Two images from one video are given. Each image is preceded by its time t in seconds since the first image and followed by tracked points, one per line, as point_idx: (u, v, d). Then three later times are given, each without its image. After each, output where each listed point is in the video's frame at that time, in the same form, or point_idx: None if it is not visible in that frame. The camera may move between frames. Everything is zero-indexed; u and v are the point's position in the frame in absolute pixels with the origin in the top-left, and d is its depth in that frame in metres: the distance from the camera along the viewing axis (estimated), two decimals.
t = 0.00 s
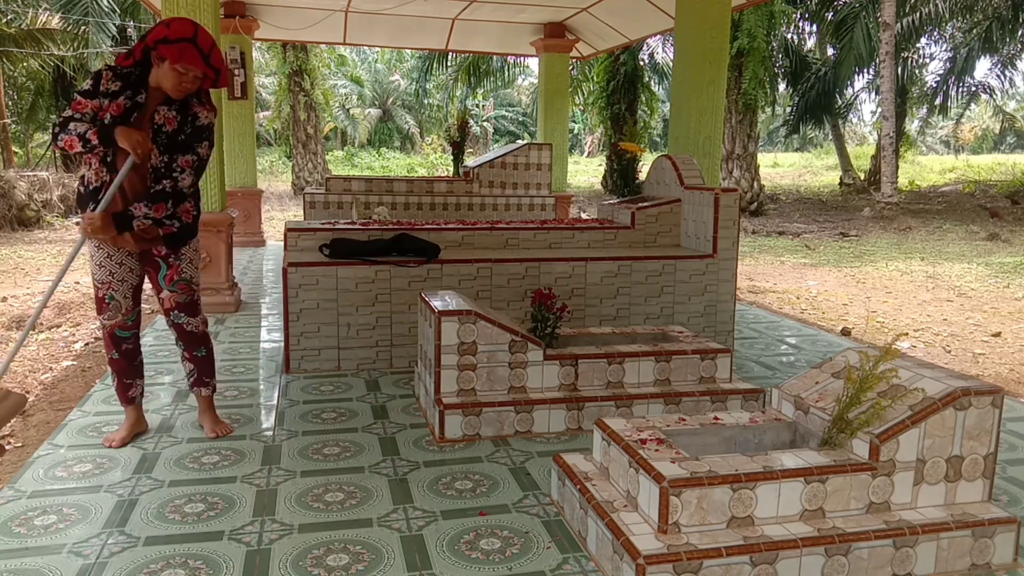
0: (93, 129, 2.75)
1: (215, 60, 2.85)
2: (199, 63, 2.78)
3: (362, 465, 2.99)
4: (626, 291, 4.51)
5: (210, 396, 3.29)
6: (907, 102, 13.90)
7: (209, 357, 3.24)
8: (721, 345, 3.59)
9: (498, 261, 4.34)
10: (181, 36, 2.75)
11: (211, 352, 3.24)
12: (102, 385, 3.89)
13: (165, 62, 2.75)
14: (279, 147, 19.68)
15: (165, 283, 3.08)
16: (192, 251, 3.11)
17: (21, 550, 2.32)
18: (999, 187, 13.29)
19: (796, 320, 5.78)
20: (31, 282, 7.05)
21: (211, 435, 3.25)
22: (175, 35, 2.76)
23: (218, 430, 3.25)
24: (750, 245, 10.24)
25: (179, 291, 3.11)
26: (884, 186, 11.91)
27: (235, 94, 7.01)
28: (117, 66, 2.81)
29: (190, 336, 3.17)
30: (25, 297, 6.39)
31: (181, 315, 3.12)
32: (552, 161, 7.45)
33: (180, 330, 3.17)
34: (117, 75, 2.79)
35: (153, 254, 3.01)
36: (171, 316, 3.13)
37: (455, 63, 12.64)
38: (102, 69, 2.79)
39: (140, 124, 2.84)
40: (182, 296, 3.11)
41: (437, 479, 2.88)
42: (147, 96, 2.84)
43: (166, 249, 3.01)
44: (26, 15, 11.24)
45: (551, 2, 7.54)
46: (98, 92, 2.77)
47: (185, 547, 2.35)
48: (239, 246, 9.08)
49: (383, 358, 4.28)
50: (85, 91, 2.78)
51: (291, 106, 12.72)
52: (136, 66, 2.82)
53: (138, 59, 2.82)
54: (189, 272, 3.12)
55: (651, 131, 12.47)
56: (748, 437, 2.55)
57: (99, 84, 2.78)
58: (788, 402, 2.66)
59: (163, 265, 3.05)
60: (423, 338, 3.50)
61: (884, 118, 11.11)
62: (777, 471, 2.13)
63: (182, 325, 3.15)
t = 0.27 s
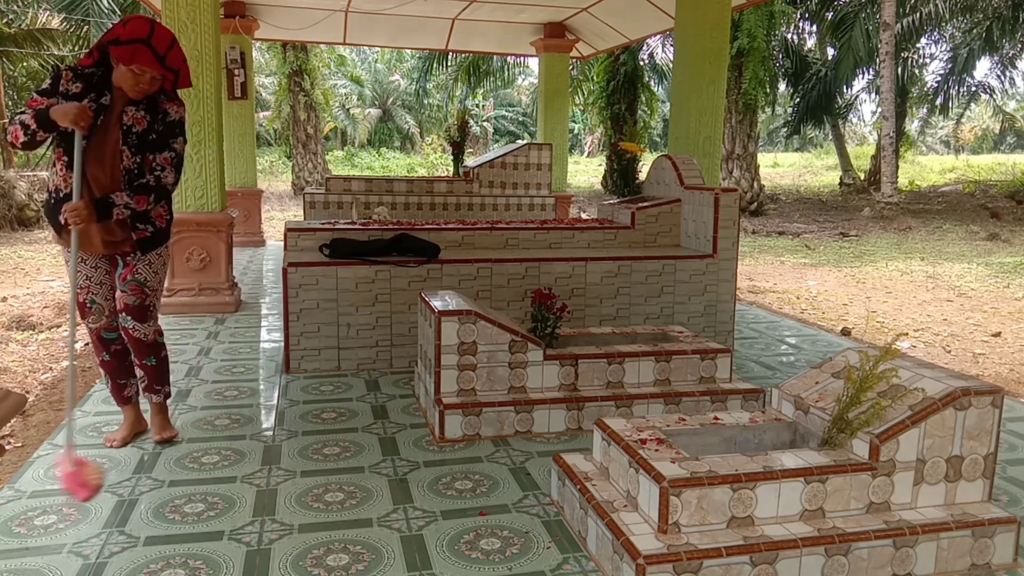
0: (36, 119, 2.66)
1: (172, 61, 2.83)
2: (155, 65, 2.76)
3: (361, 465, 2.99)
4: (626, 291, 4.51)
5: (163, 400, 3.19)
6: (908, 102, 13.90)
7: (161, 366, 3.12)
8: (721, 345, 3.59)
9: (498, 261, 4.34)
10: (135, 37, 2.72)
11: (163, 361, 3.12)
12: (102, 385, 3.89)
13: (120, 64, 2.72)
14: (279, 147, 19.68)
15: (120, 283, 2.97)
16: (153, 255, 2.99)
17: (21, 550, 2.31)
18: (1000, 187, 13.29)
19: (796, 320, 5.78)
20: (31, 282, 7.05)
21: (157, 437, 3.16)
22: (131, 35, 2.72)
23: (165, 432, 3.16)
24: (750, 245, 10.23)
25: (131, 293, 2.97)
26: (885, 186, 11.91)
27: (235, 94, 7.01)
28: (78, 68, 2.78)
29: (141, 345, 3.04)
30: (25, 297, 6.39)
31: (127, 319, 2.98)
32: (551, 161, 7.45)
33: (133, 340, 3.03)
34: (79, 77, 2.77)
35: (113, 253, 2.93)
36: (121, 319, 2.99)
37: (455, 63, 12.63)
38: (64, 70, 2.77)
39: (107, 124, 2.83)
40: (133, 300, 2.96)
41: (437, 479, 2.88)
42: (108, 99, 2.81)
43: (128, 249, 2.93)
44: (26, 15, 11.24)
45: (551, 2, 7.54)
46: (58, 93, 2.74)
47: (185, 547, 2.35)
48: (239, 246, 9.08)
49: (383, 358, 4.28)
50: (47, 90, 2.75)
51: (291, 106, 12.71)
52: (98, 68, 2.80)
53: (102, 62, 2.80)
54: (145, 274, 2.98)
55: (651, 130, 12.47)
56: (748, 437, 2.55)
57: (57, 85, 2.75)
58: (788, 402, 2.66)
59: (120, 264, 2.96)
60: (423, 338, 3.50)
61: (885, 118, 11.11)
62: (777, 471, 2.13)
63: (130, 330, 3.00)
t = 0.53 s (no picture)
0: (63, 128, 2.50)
1: (195, 44, 2.54)
2: (175, 50, 2.49)
3: (361, 465, 2.99)
4: (626, 291, 4.51)
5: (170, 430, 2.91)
6: (908, 102, 13.90)
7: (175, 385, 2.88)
8: (721, 345, 3.59)
9: (498, 260, 4.34)
10: (151, 19, 2.44)
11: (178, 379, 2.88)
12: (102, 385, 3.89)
13: (139, 51, 2.49)
14: (279, 148, 19.68)
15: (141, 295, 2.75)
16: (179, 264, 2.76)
17: (21, 550, 2.31)
18: (1000, 187, 13.29)
19: (796, 320, 5.78)
20: (31, 282, 7.05)
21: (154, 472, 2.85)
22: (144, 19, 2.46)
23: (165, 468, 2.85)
24: (750, 245, 10.23)
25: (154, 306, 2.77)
26: (885, 186, 11.91)
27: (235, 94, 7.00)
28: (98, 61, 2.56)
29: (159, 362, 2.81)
30: (25, 297, 6.40)
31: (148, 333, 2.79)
32: (552, 161, 7.45)
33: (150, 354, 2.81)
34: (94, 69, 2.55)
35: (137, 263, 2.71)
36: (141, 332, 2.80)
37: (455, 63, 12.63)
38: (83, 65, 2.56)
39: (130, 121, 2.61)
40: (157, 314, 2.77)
41: (437, 479, 2.88)
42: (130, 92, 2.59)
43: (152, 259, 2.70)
44: (26, 15, 11.25)
45: (551, 2, 7.54)
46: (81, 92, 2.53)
47: (185, 547, 2.35)
48: (239, 246, 9.08)
49: (383, 358, 4.28)
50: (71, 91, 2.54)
51: (291, 106, 12.71)
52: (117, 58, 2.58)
53: (119, 52, 2.58)
54: (169, 286, 2.77)
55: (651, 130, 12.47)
56: (748, 437, 2.55)
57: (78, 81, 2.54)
58: (788, 402, 2.66)
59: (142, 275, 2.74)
60: (423, 338, 3.50)
61: (885, 118, 11.11)
62: (777, 471, 2.13)
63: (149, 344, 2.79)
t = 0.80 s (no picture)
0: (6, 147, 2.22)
1: (131, 33, 2.26)
2: (109, 43, 2.22)
3: (362, 465, 2.98)
4: (626, 291, 4.51)
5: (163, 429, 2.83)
6: (907, 102, 13.90)
7: (158, 400, 2.73)
8: (721, 345, 3.59)
9: (498, 260, 4.34)
10: (76, 10, 2.18)
11: (160, 396, 2.72)
12: (102, 385, 3.89)
13: (67, 47, 2.22)
14: (279, 147, 19.68)
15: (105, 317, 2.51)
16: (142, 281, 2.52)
17: (21, 550, 2.31)
18: (1000, 187, 13.29)
19: (796, 320, 5.78)
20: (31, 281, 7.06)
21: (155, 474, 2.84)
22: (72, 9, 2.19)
23: (167, 469, 2.84)
24: (750, 245, 10.23)
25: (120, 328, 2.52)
26: (884, 186, 11.92)
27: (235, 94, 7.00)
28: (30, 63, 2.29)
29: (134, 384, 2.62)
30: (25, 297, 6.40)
31: (119, 359, 2.55)
32: (552, 161, 7.45)
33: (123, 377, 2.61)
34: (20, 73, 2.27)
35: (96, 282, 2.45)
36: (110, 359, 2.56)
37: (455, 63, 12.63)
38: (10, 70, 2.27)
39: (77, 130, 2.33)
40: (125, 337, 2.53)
41: (437, 479, 2.88)
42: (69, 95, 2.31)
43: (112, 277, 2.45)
44: (26, 15, 11.25)
45: (551, 2, 7.54)
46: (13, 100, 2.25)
47: (185, 547, 2.35)
48: (239, 246, 9.08)
49: (383, 358, 4.28)
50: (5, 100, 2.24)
51: (291, 106, 12.71)
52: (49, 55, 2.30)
53: (51, 50, 2.30)
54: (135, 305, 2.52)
55: (651, 131, 12.48)
56: (748, 437, 2.55)
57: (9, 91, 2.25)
58: (788, 402, 2.66)
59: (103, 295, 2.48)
60: (423, 338, 3.50)
61: (885, 118, 11.11)
62: (778, 471, 2.13)
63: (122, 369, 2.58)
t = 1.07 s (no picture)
0: None
1: (92, 17, 1.96)
2: (68, 30, 1.92)
3: (362, 465, 2.99)
4: (626, 291, 4.51)
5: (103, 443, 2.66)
6: (907, 102, 13.90)
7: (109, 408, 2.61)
8: (721, 345, 3.59)
9: (498, 261, 4.34)
10: None
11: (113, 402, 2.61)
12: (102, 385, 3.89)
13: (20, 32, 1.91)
14: (279, 148, 19.69)
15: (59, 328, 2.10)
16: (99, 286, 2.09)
17: (21, 550, 2.31)
18: (1000, 187, 13.29)
19: (796, 320, 5.78)
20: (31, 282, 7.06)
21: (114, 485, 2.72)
22: None
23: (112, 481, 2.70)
24: (750, 245, 10.23)
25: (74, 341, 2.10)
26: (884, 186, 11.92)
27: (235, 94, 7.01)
28: None
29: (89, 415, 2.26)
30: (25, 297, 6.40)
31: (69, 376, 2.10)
32: (552, 161, 7.45)
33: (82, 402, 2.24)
34: None
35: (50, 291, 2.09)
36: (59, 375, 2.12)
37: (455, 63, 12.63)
38: None
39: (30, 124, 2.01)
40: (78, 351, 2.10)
41: (437, 479, 2.88)
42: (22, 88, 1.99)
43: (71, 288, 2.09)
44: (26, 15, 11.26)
45: (551, 2, 7.54)
46: None
47: (185, 547, 2.35)
48: (239, 246, 9.08)
49: (383, 358, 4.28)
50: None
51: (291, 106, 12.71)
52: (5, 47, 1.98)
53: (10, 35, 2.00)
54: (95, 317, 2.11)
55: (651, 130, 12.48)
56: (748, 437, 2.55)
57: None
58: (788, 402, 2.66)
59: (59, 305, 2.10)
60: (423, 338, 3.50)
61: (885, 118, 11.10)
62: (777, 471, 2.13)
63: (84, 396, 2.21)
